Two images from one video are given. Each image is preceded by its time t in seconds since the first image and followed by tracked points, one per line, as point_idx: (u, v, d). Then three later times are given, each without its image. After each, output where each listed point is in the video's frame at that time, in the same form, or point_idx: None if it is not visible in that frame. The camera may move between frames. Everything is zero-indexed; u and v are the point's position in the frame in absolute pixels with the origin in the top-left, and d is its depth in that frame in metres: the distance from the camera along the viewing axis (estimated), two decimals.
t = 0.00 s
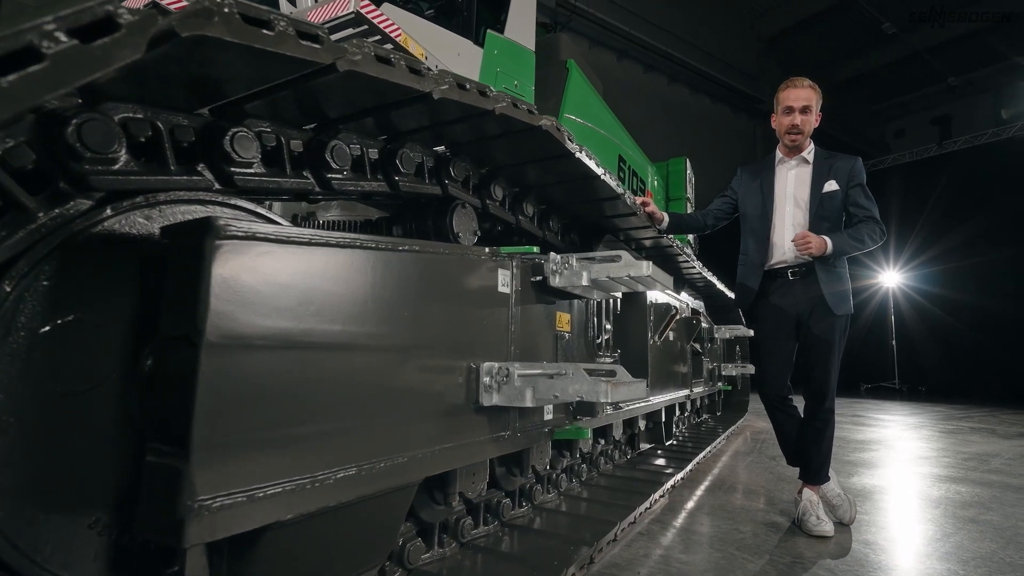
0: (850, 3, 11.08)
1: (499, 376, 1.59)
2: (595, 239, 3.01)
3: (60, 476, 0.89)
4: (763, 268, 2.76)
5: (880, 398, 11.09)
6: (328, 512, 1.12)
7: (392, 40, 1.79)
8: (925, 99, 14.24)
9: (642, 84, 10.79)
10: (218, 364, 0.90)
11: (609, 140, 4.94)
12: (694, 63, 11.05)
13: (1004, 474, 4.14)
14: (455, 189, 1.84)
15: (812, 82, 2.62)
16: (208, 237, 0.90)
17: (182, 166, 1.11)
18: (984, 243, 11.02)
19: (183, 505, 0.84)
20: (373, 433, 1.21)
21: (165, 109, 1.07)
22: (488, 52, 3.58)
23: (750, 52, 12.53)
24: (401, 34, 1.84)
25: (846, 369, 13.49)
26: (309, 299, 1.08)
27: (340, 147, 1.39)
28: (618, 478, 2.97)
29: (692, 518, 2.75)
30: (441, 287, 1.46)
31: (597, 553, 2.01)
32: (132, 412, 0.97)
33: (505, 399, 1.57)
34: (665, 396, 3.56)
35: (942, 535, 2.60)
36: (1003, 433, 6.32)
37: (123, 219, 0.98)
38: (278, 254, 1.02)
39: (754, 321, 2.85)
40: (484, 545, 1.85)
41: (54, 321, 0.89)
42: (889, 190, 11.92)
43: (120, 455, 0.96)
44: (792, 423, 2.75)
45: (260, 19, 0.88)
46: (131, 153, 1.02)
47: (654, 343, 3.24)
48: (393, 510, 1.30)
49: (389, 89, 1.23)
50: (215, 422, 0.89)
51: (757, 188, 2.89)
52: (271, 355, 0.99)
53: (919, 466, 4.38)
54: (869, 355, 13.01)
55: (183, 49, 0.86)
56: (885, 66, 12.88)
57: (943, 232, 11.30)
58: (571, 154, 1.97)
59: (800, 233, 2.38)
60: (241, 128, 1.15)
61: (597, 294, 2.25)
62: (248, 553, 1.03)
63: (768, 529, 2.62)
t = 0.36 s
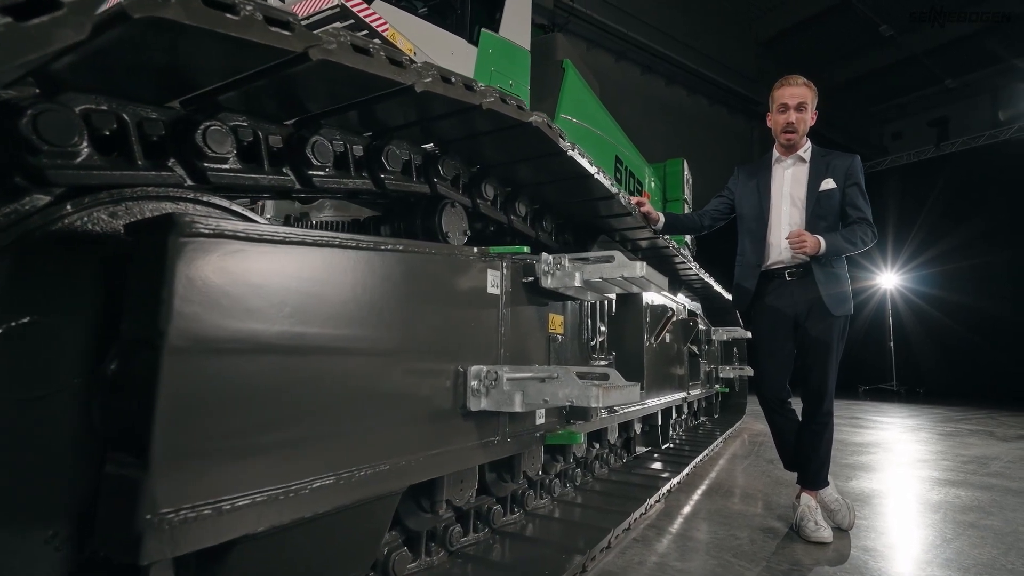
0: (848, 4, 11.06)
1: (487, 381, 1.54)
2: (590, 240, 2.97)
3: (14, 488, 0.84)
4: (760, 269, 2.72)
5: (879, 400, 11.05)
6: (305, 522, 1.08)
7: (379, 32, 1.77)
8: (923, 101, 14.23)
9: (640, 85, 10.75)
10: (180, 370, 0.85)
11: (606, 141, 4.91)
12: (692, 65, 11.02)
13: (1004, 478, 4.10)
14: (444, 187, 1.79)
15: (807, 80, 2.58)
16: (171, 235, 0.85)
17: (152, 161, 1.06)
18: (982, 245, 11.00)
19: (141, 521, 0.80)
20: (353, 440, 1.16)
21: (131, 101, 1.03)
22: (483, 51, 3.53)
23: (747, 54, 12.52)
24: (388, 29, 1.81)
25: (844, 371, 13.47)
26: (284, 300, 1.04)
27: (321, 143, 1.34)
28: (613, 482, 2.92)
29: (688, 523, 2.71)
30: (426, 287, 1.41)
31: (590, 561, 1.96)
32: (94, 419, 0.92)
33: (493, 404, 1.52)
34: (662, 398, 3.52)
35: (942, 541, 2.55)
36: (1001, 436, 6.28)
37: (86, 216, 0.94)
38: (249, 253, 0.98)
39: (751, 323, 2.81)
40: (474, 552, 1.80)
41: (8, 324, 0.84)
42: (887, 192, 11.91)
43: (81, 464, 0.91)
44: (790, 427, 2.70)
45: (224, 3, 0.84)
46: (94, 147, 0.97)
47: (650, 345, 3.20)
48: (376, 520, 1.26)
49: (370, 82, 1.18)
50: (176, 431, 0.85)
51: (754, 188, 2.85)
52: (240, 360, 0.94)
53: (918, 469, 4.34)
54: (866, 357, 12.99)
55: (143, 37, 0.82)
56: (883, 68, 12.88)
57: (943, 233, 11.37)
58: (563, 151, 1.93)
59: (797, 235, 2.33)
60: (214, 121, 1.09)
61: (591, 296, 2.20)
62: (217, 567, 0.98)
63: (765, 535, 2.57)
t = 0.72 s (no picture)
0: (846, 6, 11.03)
1: (474, 384, 1.49)
2: (584, 239, 2.93)
3: None
4: (756, 269, 2.68)
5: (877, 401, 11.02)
6: (277, 531, 1.03)
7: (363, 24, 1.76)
8: (920, 103, 14.22)
9: (638, 86, 10.70)
10: (165, 372, 0.84)
11: (603, 141, 4.86)
12: (690, 66, 10.97)
13: (1003, 481, 4.06)
14: (432, 185, 1.75)
15: (802, 76, 2.57)
16: (126, 230, 0.81)
17: (117, 154, 1.01)
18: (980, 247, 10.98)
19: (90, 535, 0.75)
20: (341, 444, 1.15)
21: (93, 91, 0.98)
22: (476, 49, 3.45)
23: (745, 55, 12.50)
24: (374, 23, 1.79)
25: (842, 373, 13.44)
26: (255, 299, 1.00)
27: (301, 138, 1.29)
28: (607, 485, 2.88)
29: (684, 528, 2.66)
30: (409, 286, 1.37)
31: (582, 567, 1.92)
32: (51, 424, 0.88)
33: (479, 407, 1.47)
34: (657, 401, 3.47)
35: (941, 546, 2.51)
36: (999, 438, 6.26)
37: (43, 209, 0.90)
38: (216, 250, 0.93)
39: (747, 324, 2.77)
40: (461, 560, 1.76)
41: None
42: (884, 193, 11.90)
43: (36, 472, 0.86)
44: (786, 429, 2.66)
45: None
46: (53, 140, 0.91)
47: (646, 346, 3.16)
48: (357, 528, 1.21)
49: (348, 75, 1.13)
50: (160, 435, 0.84)
51: (750, 187, 2.81)
52: (225, 362, 0.93)
53: (916, 472, 4.30)
54: (864, 358, 12.96)
55: (102, 12, 0.78)
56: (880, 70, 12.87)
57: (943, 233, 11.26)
58: (555, 149, 1.88)
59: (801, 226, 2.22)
60: (183, 113, 1.06)
61: (582, 296, 2.16)
62: None
63: (762, 539, 2.53)
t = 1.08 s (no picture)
0: (844, 7, 11.00)
1: (460, 383, 1.44)
2: (578, 237, 2.88)
3: None
4: (754, 267, 2.63)
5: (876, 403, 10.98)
6: (245, 540, 0.98)
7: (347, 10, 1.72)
8: (918, 104, 14.20)
9: (635, 87, 10.64)
10: (154, 368, 0.84)
11: (599, 140, 4.80)
12: (688, 68, 10.95)
13: (1004, 483, 4.00)
14: (420, 178, 1.68)
15: (799, 70, 2.52)
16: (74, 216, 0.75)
17: (75, 138, 0.95)
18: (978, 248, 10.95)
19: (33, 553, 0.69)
20: (324, 446, 1.10)
21: (50, 71, 0.93)
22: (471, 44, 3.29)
23: (743, 56, 12.46)
24: (360, 10, 1.73)
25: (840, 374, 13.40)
26: (224, 293, 0.95)
27: (277, 125, 1.23)
28: (603, 488, 2.82)
29: (680, 532, 2.60)
30: (393, 281, 1.32)
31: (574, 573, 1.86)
32: None
33: (466, 407, 1.42)
34: (654, 401, 3.41)
35: (942, 550, 2.45)
36: (998, 439, 6.20)
37: None
38: (180, 241, 0.89)
39: (745, 323, 2.71)
40: (449, 566, 1.70)
41: None
42: (883, 194, 11.89)
43: None
44: (785, 431, 2.60)
45: None
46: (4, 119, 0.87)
47: (642, 346, 3.10)
48: (336, 535, 1.16)
49: (321, 57, 1.06)
50: (137, 435, 0.81)
51: (748, 184, 2.76)
52: (217, 359, 0.92)
53: (915, 474, 4.24)
54: (862, 360, 12.92)
55: None
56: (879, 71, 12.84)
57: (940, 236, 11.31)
58: (546, 142, 1.83)
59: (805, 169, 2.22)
60: (148, 95, 1.00)
61: (576, 293, 2.11)
62: None
63: (760, 544, 2.47)
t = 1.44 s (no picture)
0: (842, 8, 10.97)
1: (447, 388, 1.37)
2: (574, 237, 2.82)
3: None
4: (753, 267, 2.56)
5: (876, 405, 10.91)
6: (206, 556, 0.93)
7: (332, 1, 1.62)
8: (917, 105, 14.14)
9: (634, 88, 10.58)
10: (142, 371, 0.84)
11: (597, 141, 4.73)
12: (686, 69, 10.90)
13: (1007, 487, 3.93)
14: (407, 174, 1.61)
15: (798, 65, 2.45)
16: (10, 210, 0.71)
17: (28, 126, 0.90)
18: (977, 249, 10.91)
19: (13, 557, 0.70)
20: (295, 453, 1.05)
21: None
22: (467, 41, 3.19)
23: (742, 57, 12.41)
24: None
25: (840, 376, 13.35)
26: (183, 292, 0.90)
27: (252, 114, 1.15)
28: (599, 493, 2.75)
29: (678, 539, 2.53)
30: (373, 280, 1.27)
31: None
32: None
33: (452, 413, 1.35)
34: (652, 405, 3.35)
35: (947, 558, 2.38)
36: (1000, 441, 6.14)
37: None
38: (135, 238, 0.85)
39: (745, 324, 2.65)
40: None
41: None
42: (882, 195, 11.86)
43: None
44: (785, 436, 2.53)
45: None
46: None
47: (639, 348, 3.04)
48: (306, 548, 1.10)
49: (291, 37, 0.99)
50: (81, 444, 0.77)
51: (747, 182, 2.70)
52: (217, 361, 0.94)
53: (916, 477, 4.18)
54: (862, 361, 12.87)
55: None
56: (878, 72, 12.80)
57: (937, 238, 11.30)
58: (538, 137, 1.76)
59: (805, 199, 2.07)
60: (106, 79, 0.94)
61: (571, 294, 2.04)
62: None
63: (760, 551, 2.40)
